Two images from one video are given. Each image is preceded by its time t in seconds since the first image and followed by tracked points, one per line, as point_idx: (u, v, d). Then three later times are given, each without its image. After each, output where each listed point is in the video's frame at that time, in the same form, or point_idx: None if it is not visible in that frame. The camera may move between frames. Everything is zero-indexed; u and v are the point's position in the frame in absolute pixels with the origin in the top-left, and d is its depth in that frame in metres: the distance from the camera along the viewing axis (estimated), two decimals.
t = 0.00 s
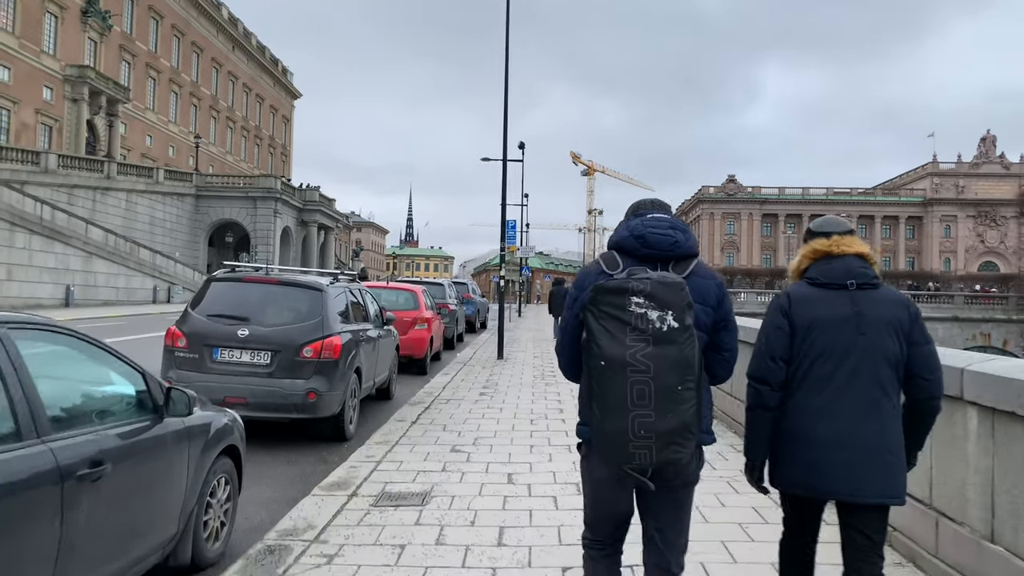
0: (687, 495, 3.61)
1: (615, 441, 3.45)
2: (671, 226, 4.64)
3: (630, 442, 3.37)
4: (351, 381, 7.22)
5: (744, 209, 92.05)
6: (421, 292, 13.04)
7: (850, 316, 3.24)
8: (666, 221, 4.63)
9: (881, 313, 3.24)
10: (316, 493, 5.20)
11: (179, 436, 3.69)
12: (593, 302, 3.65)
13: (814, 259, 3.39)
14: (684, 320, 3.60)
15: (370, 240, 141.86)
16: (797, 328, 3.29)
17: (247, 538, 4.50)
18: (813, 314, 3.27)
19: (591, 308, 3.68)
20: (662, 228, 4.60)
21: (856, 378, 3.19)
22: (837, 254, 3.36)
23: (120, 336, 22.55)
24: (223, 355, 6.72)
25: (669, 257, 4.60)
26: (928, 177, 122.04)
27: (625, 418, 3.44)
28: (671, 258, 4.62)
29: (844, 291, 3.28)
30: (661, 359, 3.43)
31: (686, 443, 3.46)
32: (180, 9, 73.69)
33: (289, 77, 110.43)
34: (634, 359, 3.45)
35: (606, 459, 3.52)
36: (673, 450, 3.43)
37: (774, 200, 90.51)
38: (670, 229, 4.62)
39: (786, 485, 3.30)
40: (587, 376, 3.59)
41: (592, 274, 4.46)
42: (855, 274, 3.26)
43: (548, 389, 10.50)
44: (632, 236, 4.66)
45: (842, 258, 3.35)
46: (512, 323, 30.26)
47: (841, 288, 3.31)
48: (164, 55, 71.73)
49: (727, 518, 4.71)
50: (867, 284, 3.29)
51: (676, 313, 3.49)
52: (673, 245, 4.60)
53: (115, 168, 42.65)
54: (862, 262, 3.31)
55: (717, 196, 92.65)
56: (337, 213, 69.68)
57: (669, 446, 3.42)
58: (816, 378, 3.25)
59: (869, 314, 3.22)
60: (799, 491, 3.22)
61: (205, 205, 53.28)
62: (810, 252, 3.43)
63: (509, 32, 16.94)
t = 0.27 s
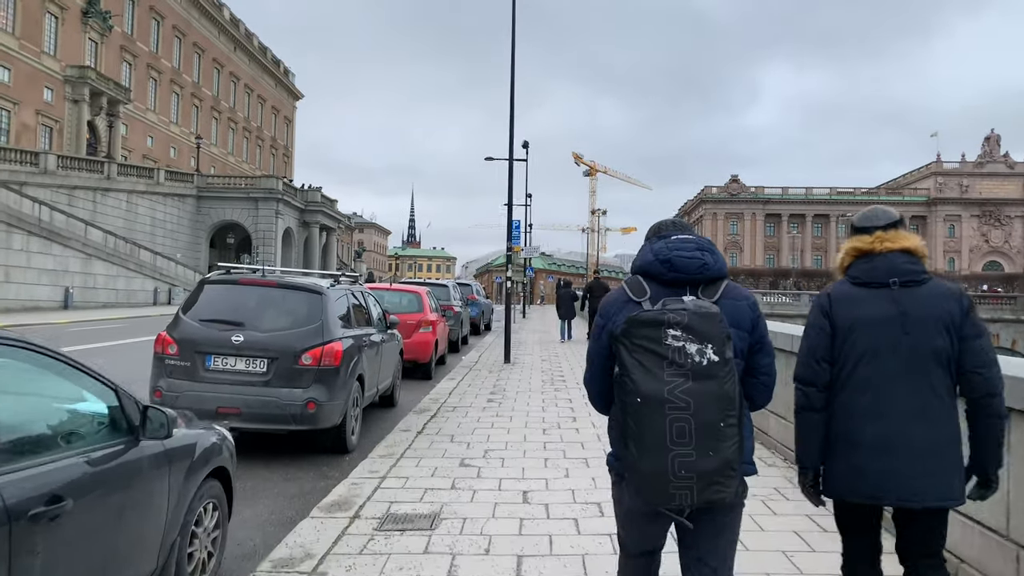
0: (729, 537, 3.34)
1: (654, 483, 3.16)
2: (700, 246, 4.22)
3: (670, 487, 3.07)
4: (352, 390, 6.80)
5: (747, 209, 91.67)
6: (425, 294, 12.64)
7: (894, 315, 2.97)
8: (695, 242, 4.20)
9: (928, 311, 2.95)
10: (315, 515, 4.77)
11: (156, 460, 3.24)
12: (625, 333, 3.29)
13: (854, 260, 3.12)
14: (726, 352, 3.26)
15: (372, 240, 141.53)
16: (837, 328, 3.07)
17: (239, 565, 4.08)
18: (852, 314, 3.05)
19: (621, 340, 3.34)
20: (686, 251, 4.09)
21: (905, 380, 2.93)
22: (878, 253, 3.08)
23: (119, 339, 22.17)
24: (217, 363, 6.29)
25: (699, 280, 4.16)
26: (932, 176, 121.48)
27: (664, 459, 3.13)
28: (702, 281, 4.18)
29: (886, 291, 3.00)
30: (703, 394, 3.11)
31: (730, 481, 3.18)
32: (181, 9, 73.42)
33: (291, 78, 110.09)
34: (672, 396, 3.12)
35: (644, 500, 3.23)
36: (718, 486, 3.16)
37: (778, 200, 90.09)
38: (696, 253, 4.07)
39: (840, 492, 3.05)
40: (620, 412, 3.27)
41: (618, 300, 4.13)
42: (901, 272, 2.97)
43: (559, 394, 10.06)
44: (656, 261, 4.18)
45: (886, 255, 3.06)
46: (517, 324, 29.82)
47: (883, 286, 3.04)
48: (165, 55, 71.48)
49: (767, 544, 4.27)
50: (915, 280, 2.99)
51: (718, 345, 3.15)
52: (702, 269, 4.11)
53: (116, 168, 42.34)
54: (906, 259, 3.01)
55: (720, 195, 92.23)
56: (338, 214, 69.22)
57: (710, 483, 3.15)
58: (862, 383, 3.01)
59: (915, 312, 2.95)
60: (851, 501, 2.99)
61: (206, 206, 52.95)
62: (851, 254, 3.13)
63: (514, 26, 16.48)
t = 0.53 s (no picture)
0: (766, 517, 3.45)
1: (689, 463, 3.27)
2: (739, 217, 3.82)
3: (705, 465, 3.19)
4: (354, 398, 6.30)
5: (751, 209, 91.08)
6: (430, 295, 12.15)
7: (959, 318, 2.66)
8: (733, 214, 3.79)
9: (1003, 317, 2.61)
10: (312, 543, 4.26)
11: (118, 494, 2.71)
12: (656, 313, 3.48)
13: (933, 258, 2.80)
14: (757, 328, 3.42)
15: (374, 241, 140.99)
16: (899, 331, 2.81)
17: None
18: (914, 318, 2.77)
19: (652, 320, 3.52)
20: (725, 220, 3.76)
21: (973, 389, 2.60)
22: (957, 252, 2.75)
23: (116, 341, 21.67)
24: (205, 371, 5.80)
25: (740, 255, 3.77)
26: (936, 176, 120.74)
27: (699, 436, 3.24)
28: (742, 254, 3.78)
29: (954, 293, 2.69)
30: (734, 370, 3.25)
31: (766, 457, 3.30)
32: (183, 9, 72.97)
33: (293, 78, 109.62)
34: (704, 373, 3.26)
35: (678, 483, 3.35)
36: (754, 467, 3.26)
37: (782, 199, 89.38)
38: (736, 219, 3.72)
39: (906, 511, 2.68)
40: (653, 392, 3.42)
41: (653, 277, 3.78)
42: (971, 276, 2.65)
43: (571, 400, 9.55)
44: (690, 237, 3.83)
45: (958, 257, 2.74)
46: (522, 325, 29.28)
47: (953, 289, 2.72)
48: (166, 55, 71.04)
49: None
50: (993, 284, 2.65)
51: (750, 320, 3.30)
52: (743, 242, 3.76)
53: (115, 168, 41.83)
54: (982, 260, 2.69)
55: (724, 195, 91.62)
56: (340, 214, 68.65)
57: (748, 461, 3.25)
58: (924, 394, 2.69)
59: (986, 316, 2.62)
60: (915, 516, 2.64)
61: (207, 206, 52.42)
62: (930, 250, 2.83)
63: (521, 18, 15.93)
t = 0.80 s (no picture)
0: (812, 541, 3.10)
1: (730, 484, 2.90)
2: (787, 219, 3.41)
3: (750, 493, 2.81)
4: (353, 404, 5.88)
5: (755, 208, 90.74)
6: (434, 294, 11.72)
7: None
8: (780, 215, 3.38)
9: None
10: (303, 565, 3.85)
11: (67, 523, 2.29)
12: (694, 322, 3.07)
13: (997, 246, 2.61)
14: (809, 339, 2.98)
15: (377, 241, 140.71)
16: (964, 323, 2.60)
17: None
18: (983, 307, 2.56)
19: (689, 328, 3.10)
20: (771, 224, 3.35)
21: None
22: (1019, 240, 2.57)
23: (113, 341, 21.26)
24: (193, 374, 5.37)
25: (785, 264, 3.32)
26: (941, 175, 120.18)
27: (741, 457, 2.85)
28: (788, 263, 3.34)
29: None
30: (781, 387, 2.85)
31: (819, 482, 2.91)
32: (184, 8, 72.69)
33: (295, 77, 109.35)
34: (749, 389, 2.85)
35: (715, 503, 2.99)
36: (802, 489, 2.88)
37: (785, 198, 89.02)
38: (783, 225, 3.31)
39: (964, 506, 2.54)
40: (692, 407, 3.02)
41: (692, 283, 3.37)
42: None
43: (580, 403, 9.11)
44: (736, 235, 3.42)
45: None
46: (525, 324, 28.89)
47: None
48: (168, 54, 70.77)
49: None
50: None
51: (802, 333, 2.88)
52: (790, 251, 3.31)
53: (115, 167, 41.50)
54: None
55: (728, 194, 91.23)
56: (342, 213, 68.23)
57: (794, 482, 2.87)
58: (989, 388, 2.52)
59: None
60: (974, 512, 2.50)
61: (208, 205, 52.05)
62: (991, 238, 2.66)
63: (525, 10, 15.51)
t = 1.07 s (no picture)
0: None
1: (784, 497, 2.50)
2: (854, 219, 2.96)
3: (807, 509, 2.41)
4: (348, 419, 5.42)
5: (757, 208, 90.29)
6: (436, 297, 11.27)
7: None
8: (846, 215, 2.93)
9: None
10: None
11: None
12: (753, 320, 2.67)
13: None
14: (874, 348, 2.57)
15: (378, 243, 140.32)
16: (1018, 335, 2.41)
17: None
18: None
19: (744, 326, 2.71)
20: (838, 223, 2.91)
21: None
22: None
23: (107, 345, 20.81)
24: (173, 390, 4.92)
25: (852, 266, 2.86)
26: (945, 175, 119.65)
27: (800, 468, 2.47)
28: (855, 264, 2.88)
29: None
30: (850, 397, 2.44)
31: (884, 507, 2.49)
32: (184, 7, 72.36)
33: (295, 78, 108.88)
34: (811, 396, 2.45)
35: (767, 521, 2.58)
36: (865, 509, 2.48)
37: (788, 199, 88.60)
38: (853, 224, 2.86)
39: None
40: (746, 415, 2.63)
41: (749, 281, 2.98)
42: None
43: (591, 414, 8.63)
44: (793, 235, 2.98)
45: None
46: (528, 327, 28.42)
47: None
48: (167, 54, 70.40)
49: None
50: None
51: (870, 338, 2.48)
52: (857, 253, 2.84)
53: (114, 168, 40.97)
54: None
55: (730, 195, 90.74)
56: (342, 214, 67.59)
57: (857, 501, 2.47)
58: None
59: None
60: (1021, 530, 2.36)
61: (207, 206, 51.56)
62: None
63: (529, 4, 15.05)
